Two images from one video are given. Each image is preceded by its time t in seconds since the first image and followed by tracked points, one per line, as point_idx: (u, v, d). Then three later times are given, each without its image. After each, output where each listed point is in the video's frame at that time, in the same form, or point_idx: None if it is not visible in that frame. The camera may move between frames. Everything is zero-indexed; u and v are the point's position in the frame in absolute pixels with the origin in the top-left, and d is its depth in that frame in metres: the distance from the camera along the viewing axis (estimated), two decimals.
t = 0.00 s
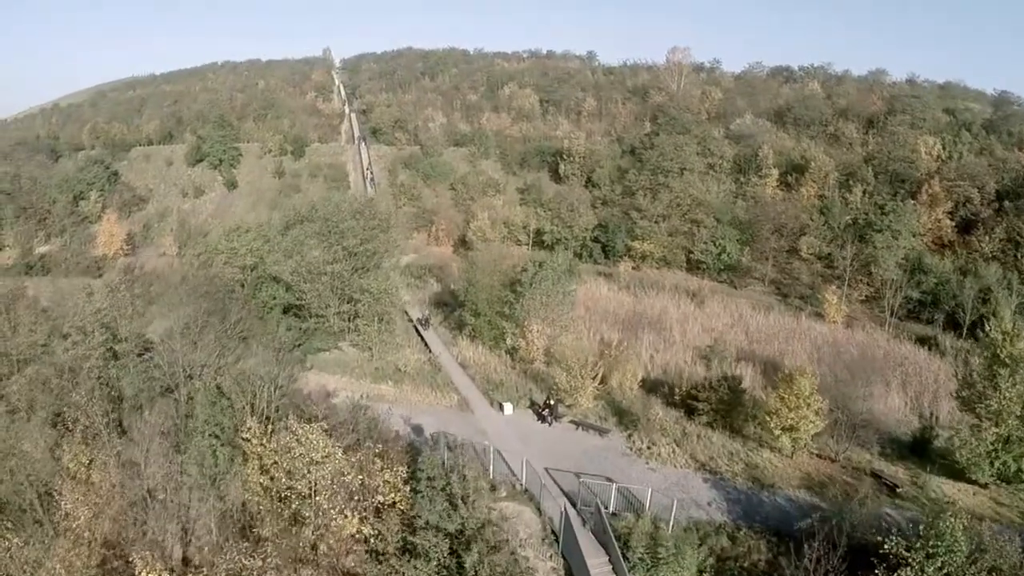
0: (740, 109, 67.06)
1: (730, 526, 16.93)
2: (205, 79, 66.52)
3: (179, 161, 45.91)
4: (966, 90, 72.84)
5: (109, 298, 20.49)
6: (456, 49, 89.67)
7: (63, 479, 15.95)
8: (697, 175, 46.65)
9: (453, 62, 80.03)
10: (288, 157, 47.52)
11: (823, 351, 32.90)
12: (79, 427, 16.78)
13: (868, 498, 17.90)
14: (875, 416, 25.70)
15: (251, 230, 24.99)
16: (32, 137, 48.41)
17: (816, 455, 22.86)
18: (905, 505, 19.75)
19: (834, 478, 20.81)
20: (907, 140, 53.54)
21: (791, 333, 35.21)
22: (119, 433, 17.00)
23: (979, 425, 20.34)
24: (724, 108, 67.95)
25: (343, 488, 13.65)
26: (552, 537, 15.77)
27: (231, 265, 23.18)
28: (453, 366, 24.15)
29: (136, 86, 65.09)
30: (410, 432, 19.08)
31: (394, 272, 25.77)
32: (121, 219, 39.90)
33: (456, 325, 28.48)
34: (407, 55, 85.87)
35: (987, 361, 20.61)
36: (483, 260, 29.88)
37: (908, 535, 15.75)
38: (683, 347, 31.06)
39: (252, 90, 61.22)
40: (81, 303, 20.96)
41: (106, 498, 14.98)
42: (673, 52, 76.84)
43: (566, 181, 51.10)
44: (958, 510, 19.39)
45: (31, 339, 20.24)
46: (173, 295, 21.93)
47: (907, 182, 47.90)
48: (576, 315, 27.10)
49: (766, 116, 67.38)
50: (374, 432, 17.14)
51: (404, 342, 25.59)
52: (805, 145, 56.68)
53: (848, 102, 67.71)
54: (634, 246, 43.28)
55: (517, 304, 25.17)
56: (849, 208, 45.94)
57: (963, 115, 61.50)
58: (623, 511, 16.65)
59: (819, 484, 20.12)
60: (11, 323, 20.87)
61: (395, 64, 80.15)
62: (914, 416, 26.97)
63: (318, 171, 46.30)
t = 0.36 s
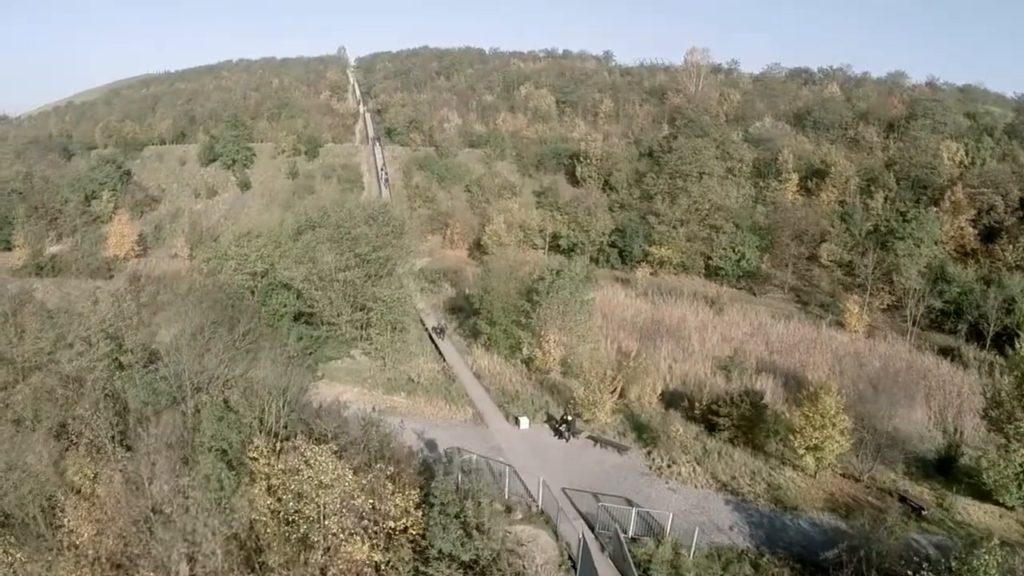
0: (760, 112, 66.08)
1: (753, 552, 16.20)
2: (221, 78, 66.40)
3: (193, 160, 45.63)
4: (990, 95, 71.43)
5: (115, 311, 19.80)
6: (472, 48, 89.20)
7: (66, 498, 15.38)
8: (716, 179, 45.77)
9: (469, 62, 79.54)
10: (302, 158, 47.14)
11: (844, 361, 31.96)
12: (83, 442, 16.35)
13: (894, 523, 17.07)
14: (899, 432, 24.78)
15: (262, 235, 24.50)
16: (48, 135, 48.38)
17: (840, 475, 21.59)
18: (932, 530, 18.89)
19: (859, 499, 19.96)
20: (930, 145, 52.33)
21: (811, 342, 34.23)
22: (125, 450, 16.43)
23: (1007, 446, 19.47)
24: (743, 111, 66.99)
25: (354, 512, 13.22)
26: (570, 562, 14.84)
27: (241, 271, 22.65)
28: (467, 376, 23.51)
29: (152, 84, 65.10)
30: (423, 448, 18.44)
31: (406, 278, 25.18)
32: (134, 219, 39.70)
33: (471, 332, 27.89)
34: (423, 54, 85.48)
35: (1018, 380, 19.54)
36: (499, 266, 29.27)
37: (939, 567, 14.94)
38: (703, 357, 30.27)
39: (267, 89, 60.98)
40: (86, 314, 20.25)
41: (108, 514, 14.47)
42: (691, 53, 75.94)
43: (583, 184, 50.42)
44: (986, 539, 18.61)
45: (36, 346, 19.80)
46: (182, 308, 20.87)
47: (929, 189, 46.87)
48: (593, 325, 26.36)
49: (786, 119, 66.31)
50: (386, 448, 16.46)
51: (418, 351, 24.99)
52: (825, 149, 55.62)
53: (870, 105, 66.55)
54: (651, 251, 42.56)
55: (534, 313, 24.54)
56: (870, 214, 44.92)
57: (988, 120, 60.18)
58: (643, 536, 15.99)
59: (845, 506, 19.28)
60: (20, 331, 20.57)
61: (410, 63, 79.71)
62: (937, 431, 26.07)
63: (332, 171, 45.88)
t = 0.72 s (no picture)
0: (778, 115, 65.08)
1: None
2: (235, 77, 66.16)
3: (205, 161, 45.27)
4: (1013, 98, 70.05)
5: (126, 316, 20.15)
6: (486, 48, 88.66)
7: (66, 513, 14.85)
8: (735, 183, 44.87)
9: (483, 62, 78.99)
10: (315, 158, 46.67)
11: (867, 373, 31.07)
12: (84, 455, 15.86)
13: (923, 552, 16.30)
14: (923, 450, 23.96)
15: (273, 240, 23.88)
16: (61, 134, 48.20)
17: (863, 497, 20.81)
18: (960, 558, 18.08)
19: (884, 524, 19.19)
20: (953, 149, 51.14)
21: (832, 353, 33.35)
22: (128, 464, 15.91)
23: None
24: (761, 113, 66.00)
25: (364, 538, 12.61)
26: None
27: (251, 277, 22.17)
28: (481, 388, 22.93)
29: (167, 82, 64.94)
30: (435, 465, 17.87)
31: (419, 286, 24.61)
32: (145, 220, 39.32)
33: (484, 341, 27.29)
34: (438, 54, 84.99)
35: None
36: (514, 273, 28.65)
37: None
38: (721, 368, 29.52)
39: (281, 88, 60.68)
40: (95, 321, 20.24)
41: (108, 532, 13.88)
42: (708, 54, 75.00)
43: (599, 187, 49.66)
44: (1018, 568, 17.80)
45: (41, 355, 19.28)
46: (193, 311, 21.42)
47: (951, 195, 45.86)
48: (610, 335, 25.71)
49: (804, 122, 65.25)
50: (397, 468, 15.85)
51: (431, 361, 24.44)
52: (846, 152, 54.58)
53: (891, 109, 65.37)
54: (669, 257, 41.78)
55: (549, 323, 23.89)
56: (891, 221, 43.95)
57: (1012, 124, 58.89)
58: (664, 563, 15.28)
59: (870, 531, 18.52)
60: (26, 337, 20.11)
61: (424, 63, 79.23)
62: (961, 448, 25.24)
63: (345, 172, 45.40)
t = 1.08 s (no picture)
0: (795, 116, 64.06)
1: None
2: (246, 77, 65.91)
3: (214, 162, 44.94)
4: None
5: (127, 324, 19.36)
6: (499, 48, 88.05)
7: (66, 532, 14.35)
8: (753, 186, 43.95)
9: (495, 61, 78.43)
10: (325, 160, 46.24)
11: (887, 387, 30.24)
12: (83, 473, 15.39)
13: None
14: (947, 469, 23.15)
15: (279, 244, 23.15)
16: (72, 134, 48.11)
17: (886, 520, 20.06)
18: None
19: (907, 551, 18.48)
20: (975, 153, 49.95)
21: (851, 364, 32.54)
22: (129, 482, 15.42)
23: None
24: (778, 114, 64.97)
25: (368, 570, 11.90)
26: None
27: (257, 286, 21.60)
28: (493, 401, 22.31)
29: (179, 82, 64.80)
30: (444, 484, 17.27)
31: (430, 294, 23.97)
32: (154, 221, 39.04)
33: (497, 350, 26.66)
34: (449, 53, 84.49)
35: None
36: (527, 281, 28.02)
37: None
38: (738, 381, 28.81)
39: (292, 88, 60.35)
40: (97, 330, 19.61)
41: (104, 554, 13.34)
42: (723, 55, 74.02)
43: (613, 190, 48.96)
44: None
45: (42, 365, 18.76)
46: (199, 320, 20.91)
47: (972, 200, 44.67)
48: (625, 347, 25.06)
49: (821, 124, 64.18)
50: (404, 492, 15.30)
51: (441, 371, 23.83)
52: (864, 155, 53.51)
53: (909, 111, 64.18)
54: (684, 263, 41.06)
55: (563, 335, 23.24)
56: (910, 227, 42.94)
57: None
58: None
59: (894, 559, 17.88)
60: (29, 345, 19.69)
61: (436, 62, 78.74)
62: (985, 466, 24.45)
63: (356, 174, 44.90)
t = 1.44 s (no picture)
0: (808, 118, 63.16)
1: None
2: (254, 76, 65.53)
3: (220, 162, 44.51)
4: None
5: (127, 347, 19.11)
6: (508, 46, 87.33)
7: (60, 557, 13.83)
8: (767, 188, 43.08)
9: (504, 60, 77.74)
10: (332, 161, 45.70)
11: (905, 399, 29.46)
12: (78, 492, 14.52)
13: None
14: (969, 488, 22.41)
15: (284, 251, 22.62)
16: (79, 135, 47.85)
17: (905, 544, 19.41)
18: None
19: None
20: (994, 156, 48.92)
21: (867, 374, 31.76)
22: (126, 501, 14.89)
23: None
24: (791, 115, 64.05)
25: None
26: None
27: (259, 295, 21.15)
28: (501, 414, 21.70)
29: (186, 81, 64.48)
30: (450, 505, 16.66)
31: (437, 303, 23.25)
32: (158, 223, 38.65)
33: (506, 358, 26.07)
34: (458, 52, 83.89)
35: None
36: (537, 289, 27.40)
37: None
38: (753, 392, 28.10)
39: (300, 88, 59.90)
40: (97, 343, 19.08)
41: None
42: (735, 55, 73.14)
43: (623, 192, 48.27)
44: None
45: (39, 376, 18.20)
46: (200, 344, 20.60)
47: (990, 206, 43.67)
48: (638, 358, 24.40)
49: (835, 125, 63.24)
50: (409, 518, 14.68)
51: (449, 382, 23.26)
52: (880, 158, 52.61)
53: (925, 112, 63.17)
54: (696, 268, 40.50)
55: (574, 346, 22.56)
56: (927, 232, 42.00)
57: None
58: None
59: None
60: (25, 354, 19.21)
61: (445, 61, 78.21)
62: (1007, 483, 23.70)
63: (363, 175, 44.36)
